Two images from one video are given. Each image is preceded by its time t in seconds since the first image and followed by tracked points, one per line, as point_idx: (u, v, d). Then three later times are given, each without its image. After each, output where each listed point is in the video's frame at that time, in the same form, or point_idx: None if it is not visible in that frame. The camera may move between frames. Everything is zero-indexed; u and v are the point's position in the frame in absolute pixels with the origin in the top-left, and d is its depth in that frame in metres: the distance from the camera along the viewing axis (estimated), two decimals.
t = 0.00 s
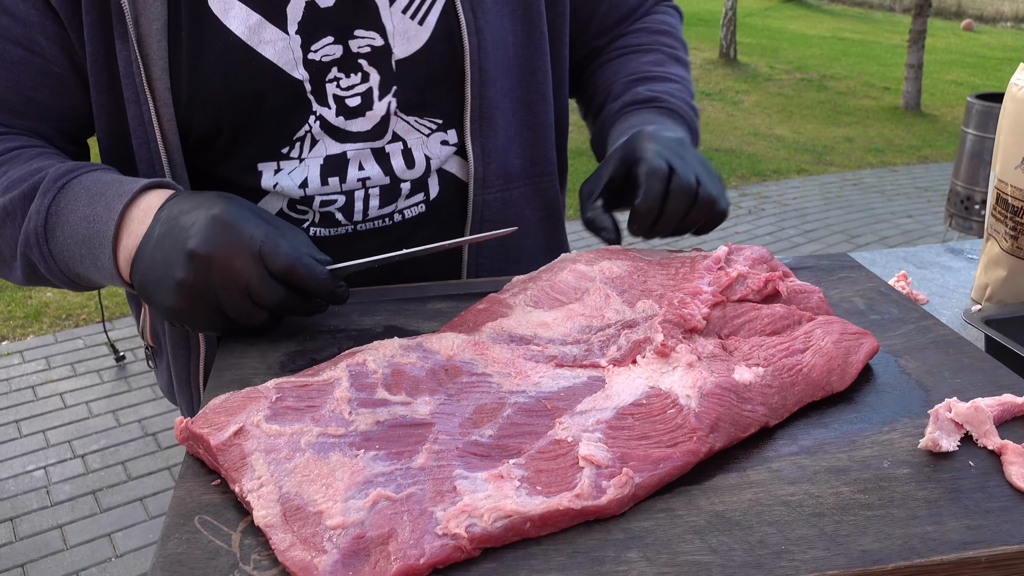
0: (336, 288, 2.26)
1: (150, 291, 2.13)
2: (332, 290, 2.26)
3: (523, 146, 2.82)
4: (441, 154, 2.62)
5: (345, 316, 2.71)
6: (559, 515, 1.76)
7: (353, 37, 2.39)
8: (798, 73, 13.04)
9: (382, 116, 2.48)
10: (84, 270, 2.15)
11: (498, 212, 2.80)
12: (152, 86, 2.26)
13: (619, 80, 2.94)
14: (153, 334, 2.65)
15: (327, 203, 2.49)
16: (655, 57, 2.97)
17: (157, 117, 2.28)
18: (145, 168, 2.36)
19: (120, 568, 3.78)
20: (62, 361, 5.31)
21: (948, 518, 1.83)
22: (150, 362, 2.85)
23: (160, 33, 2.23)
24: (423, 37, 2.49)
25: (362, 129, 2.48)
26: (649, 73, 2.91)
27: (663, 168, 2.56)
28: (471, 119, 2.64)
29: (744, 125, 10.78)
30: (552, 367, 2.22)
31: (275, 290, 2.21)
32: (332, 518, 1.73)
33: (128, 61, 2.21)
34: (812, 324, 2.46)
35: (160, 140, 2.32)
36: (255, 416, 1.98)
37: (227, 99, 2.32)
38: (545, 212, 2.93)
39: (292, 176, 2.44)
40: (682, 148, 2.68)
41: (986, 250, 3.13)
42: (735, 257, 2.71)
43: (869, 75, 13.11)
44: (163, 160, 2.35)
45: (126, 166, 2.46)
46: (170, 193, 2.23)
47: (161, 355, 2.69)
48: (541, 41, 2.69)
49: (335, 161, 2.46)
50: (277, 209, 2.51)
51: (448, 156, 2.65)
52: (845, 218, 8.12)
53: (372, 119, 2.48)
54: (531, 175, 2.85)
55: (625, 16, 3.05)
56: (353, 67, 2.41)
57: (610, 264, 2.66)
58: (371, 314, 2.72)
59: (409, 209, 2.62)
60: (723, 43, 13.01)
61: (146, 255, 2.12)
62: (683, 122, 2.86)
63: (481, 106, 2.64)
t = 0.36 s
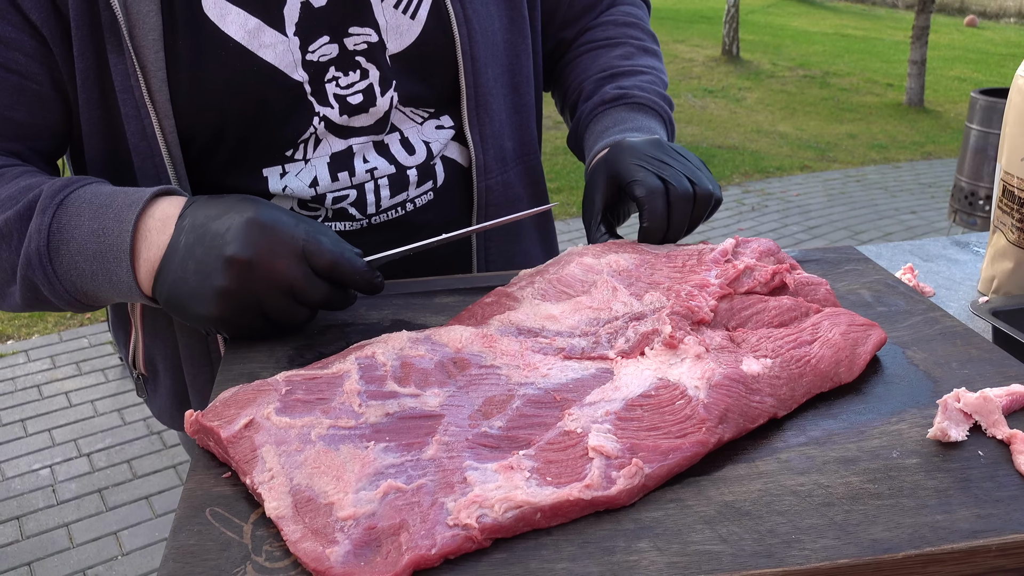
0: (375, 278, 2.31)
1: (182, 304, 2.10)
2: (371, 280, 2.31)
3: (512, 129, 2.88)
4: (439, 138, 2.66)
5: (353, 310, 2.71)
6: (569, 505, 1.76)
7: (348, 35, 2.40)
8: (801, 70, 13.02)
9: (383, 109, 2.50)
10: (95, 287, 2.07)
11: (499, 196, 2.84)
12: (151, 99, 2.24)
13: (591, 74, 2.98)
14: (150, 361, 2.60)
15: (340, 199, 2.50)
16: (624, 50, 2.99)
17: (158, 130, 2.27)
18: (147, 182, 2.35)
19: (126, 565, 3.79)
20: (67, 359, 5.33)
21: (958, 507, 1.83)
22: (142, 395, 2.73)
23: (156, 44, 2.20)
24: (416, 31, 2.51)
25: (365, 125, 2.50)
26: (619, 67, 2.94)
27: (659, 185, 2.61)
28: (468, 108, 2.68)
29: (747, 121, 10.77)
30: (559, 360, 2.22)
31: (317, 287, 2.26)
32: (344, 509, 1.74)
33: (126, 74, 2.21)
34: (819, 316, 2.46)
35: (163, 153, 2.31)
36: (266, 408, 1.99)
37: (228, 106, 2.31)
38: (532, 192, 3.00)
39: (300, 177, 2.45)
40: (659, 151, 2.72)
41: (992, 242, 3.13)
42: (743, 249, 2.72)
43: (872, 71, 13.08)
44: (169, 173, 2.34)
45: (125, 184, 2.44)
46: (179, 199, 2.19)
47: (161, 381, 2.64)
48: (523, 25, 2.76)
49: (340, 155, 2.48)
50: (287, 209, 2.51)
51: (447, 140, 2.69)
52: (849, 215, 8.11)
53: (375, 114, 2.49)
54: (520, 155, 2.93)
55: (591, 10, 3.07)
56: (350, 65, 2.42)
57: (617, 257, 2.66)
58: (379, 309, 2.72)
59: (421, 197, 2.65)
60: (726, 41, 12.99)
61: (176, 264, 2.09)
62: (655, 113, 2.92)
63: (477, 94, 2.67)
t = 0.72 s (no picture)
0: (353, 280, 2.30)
1: (158, 307, 2.10)
2: (348, 283, 2.31)
3: (496, 126, 2.87)
4: (421, 136, 2.64)
5: (350, 310, 2.70)
6: (567, 507, 1.76)
7: (323, 32, 2.39)
8: (799, 71, 13.02)
9: (361, 106, 2.48)
10: (72, 289, 2.07)
11: (485, 193, 2.82)
12: (124, 99, 2.23)
13: (596, 74, 2.97)
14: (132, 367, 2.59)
15: (320, 200, 2.49)
16: (629, 44, 2.98)
17: (131, 130, 2.26)
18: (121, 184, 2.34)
19: (122, 565, 3.78)
20: (64, 358, 5.32)
21: (956, 510, 1.83)
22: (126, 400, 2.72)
23: (128, 44, 2.19)
24: (392, 27, 2.49)
25: (343, 124, 2.49)
26: (625, 63, 2.93)
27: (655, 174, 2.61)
28: (448, 105, 2.66)
29: (745, 122, 10.77)
30: (557, 360, 2.22)
31: (293, 288, 2.25)
32: (341, 510, 1.74)
33: (97, 74, 2.19)
34: (818, 317, 2.46)
35: (135, 155, 2.29)
36: (264, 408, 1.98)
37: (203, 106, 2.30)
38: (519, 189, 3.00)
39: (279, 178, 2.43)
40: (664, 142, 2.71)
41: (991, 244, 3.12)
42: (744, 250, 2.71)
43: (871, 72, 13.09)
44: (141, 173, 2.33)
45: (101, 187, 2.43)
46: (154, 199, 2.18)
47: (144, 387, 2.63)
48: (504, 20, 2.76)
49: (319, 155, 2.47)
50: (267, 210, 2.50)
51: (428, 138, 2.68)
52: (847, 216, 8.11)
53: (352, 113, 2.48)
54: (505, 152, 2.93)
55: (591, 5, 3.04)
56: (326, 63, 2.42)
57: (616, 258, 2.66)
58: (376, 308, 2.72)
59: (401, 195, 2.64)
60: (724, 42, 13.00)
61: (150, 267, 2.08)
62: (669, 105, 2.91)
63: (457, 91, 2.66)
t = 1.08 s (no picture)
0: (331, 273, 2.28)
1: (127, 269, 2.04)
2: (328, 272, 2.29)
3: (510, 121, 2.82)
4: (434, 132, 2.62)
5: (343, 307, 2.68)
6: (556, 507, 1.74)
7: (331, 19, 2.38)
8: (799, 71, 13.01)
9: (369, 95, 2.48)
10: (29, 259, 2.06)
11: (493, 189, 2.78)
12: (129, 81, 2.24)
13: (646, 72, 2.94)
14: (140, 352, 2.64)
15: (325, 190, 2.50)
16: (678, 43, 2.97)
17: (135, 114, 2.27)
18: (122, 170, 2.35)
19: (116, 561, 3.76)
20: (60, 353, 5.29)
21: (948, 513, 1.81)
22: (138, 377, 2.79)
23: (134, 29, 2.21)
24: (402, 15, 2.47)
25: (350, 113, 2.49)
26: (677, 62, 2.92)
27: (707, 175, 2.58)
28: (460, 96, 2.63)
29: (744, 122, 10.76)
30: (549, 360, 2.20)
31: (273, 276, 2.20)
32: (327, 509, 1.72)
33: (103, 59, 2.21)
34: (813, 318, 2.45)
35: (140, 139, 2.31)
36: (251, 406, 1.96)
37: (209, 90, 2.31)
38: (534, 186, 2.93)
39: (285, 167, 2.44)
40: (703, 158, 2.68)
41: (987, 245, 3.11)
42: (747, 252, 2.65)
43: (871, 73, 13.08)
44: (144, 158, 2.33)
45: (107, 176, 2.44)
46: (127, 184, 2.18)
47: (151, 372, 2.68)
48: (521, 12, 2.70)
49: (327, 145, 2.47)
50: (274, 199, 2.51)
51: (442, 134, 2.65)
52: (845, 216, 8.10)
53: (359, 101, 2.48)
54: (519, 148, 2.87)
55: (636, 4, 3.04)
56: (334, 50, 2.41)
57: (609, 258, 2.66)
58: (369, 306, 2.70)
59: (409, 191, 2.63)
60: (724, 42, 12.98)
61: (126, 228, 2.06)
62: (725, 104, 2.89)
63: (470, 81, 2.62)
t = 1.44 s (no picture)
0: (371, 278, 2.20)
1: (174, 272, 2.10)
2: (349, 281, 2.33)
3: (619, 145, 2.93)
4: (536, 148, 2.78)
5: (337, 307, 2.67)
6: (547, 509, 1.74)
7: (457, 28, 2.55)
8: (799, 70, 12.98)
9: (478, 107, 2.65)
10: (73, 236, 2.14)
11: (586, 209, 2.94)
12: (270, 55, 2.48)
13: (724, 106, 2.94)
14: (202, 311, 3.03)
15: (423, 188, 2.70)
16: (768, 87, 2.94)
17: (271, 84, 2.50)
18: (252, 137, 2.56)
19: (117, 562, 3.76)
20: (60, 354, 5.24)
21: (941, 514, 1.80)
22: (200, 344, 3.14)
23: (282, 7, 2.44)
24: (525, 34, 2.64)
25: (458, 119, 2.65)
26: (755, 102, 2.89)
27: (723, 162, 2.54)
28: (569, 117, 2.77)
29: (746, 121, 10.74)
30: (541, 361, 2.20)
31: (310, 282, 2.18)
32: (318, 511, 1.71)
33: (250, 30, 2.44)
34: (809, 318, 2.44)
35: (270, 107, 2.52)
36: (241, 408, 1.95)
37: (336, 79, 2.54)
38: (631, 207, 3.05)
39: (390, 160, 2.64)
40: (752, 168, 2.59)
41: (984, 244, 3.10)
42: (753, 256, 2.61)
43: (872, 71, 13.06)
44: (272, 127, 2.54)
45: (237, 154, 2.65)
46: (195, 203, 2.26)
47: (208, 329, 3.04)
48: (647, 44, 2.80)
49: (432, 146, 2.65)
50: (377, 189, 2.72)
51: (544, 152, 2.81)
52: (846, 215, 8.09)
53: (468, 109, 2.64)
54: (624, 173, 2.99)
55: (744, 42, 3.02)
56: (454, 57, 2.57)
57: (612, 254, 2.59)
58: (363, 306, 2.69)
59: (502, 202, 2.83)
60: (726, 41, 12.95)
61: (172, 236, 2.12)
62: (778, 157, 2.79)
63: (579, 105, 2.77)
